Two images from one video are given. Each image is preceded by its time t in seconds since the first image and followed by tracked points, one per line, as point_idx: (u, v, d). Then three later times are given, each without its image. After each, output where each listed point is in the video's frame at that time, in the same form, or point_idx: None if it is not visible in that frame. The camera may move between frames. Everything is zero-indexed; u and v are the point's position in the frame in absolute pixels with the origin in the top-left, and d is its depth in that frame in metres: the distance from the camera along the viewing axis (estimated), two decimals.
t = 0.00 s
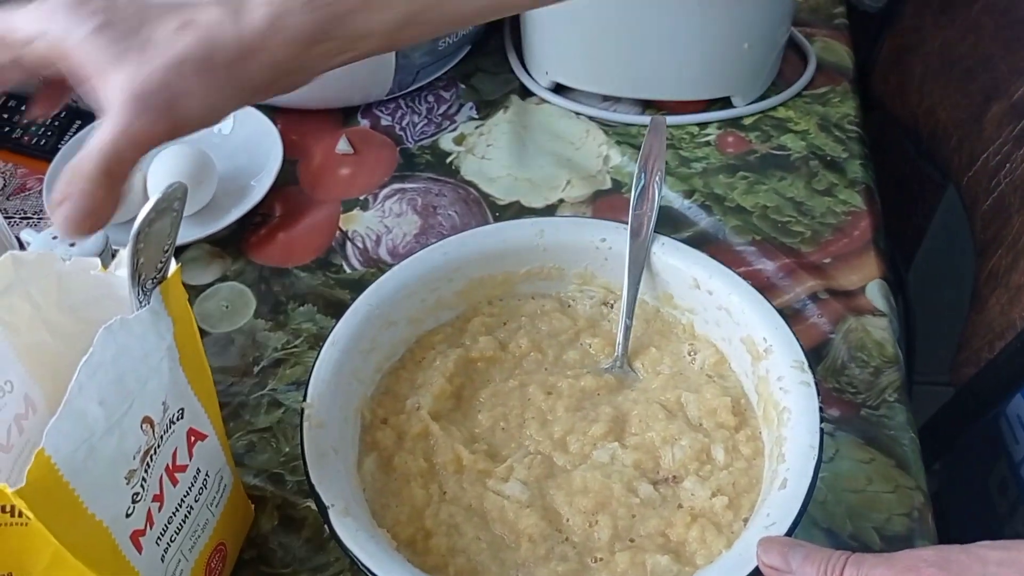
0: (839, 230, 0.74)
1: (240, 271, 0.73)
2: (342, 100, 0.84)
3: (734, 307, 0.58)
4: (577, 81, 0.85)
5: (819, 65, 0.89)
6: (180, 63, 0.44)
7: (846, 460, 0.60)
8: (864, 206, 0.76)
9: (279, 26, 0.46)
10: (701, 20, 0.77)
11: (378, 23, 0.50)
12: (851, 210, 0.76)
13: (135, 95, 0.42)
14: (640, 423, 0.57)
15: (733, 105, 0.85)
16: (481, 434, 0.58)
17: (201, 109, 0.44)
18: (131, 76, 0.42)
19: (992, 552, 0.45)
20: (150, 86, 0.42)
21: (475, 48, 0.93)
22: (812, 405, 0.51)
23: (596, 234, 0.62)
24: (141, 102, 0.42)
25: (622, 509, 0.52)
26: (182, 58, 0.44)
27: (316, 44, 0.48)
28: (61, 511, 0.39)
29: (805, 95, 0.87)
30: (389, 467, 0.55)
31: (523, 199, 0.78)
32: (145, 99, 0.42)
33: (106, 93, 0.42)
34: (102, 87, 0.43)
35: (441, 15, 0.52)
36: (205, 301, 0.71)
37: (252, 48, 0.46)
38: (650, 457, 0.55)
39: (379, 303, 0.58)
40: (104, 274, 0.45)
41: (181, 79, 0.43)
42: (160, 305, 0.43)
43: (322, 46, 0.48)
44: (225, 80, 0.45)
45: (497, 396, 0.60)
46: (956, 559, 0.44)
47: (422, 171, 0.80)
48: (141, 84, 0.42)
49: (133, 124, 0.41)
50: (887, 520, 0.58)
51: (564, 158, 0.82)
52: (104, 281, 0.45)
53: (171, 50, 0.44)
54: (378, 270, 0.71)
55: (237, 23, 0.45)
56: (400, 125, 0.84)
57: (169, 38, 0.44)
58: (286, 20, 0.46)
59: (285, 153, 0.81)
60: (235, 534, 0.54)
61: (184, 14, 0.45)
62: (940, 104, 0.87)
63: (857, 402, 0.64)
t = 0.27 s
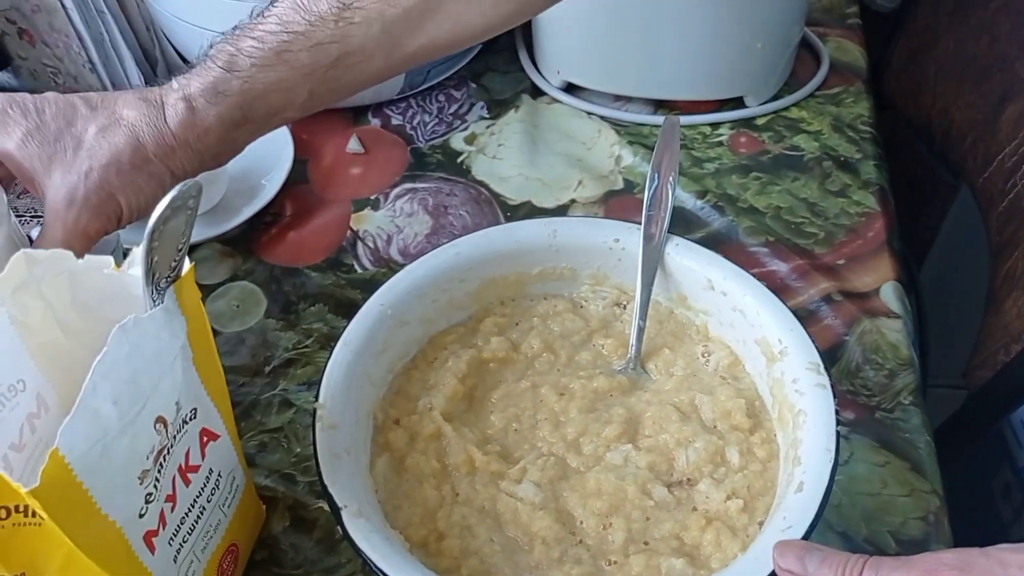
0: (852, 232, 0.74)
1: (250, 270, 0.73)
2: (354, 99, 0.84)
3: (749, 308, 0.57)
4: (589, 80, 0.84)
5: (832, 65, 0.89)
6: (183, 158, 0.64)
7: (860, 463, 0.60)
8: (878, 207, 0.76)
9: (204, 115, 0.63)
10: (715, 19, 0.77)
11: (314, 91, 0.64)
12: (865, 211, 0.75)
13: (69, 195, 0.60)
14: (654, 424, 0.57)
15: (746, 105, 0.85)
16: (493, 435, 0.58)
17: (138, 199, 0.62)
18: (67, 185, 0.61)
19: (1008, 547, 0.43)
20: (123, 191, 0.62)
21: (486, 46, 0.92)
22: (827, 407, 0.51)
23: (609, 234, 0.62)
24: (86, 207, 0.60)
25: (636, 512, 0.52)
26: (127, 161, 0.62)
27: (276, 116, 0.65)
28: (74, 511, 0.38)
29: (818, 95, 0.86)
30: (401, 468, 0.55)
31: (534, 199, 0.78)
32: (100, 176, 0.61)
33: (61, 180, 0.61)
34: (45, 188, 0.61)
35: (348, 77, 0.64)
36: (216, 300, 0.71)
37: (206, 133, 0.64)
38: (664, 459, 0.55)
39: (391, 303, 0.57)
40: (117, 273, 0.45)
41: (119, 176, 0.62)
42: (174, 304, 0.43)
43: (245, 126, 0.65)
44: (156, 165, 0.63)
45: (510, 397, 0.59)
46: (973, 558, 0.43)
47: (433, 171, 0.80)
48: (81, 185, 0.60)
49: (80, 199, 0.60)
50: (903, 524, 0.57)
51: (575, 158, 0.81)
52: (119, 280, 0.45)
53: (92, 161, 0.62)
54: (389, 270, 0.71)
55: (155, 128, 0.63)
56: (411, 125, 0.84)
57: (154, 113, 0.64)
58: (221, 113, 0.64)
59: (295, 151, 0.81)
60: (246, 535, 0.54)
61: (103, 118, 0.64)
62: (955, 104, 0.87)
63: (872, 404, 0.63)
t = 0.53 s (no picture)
0: (863, 235, 0.73)
1: (261, 273, 0.73)
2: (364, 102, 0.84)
3: (759, 312, 0.57)
4: (598, 83, 0.84)
5: (842, 67, 0.88)
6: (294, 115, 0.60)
7: (871, 467, 0.60)
8: (889, 210, 0.75)
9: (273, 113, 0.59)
10: (725, 22, 0.76)
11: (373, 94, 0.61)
12: (876, 213, 0.75)
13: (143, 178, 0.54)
14: (664, 428, 0.57)
15: (755, 108, 0.84)
16: (504, 438, 0.58)
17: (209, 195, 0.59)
18: (136, 159, 0.55)
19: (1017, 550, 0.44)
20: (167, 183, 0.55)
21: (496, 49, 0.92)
22: (840, 412, 0.51)
23: (619, 238, 0.62)
24: (157, 183, 0.55)
25: (647, 516, 0.52)
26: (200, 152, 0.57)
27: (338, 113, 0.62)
28: (87, 515, 0.39)
29: (828, 97, 0.86)
30: (412, 472, 0.55)
31: (544, 202, 0.78)
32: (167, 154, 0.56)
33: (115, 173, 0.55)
34: (111, 167, 0.56)
35: (401, 79, 0.62)
36: (227, 303, 0.71)
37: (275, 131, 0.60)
38: (675, 463, 0.55)
39: (402, 307, 0.57)
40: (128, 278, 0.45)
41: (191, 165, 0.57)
42: (186, 309, 0.43)
43: (312, 126, 0.62)
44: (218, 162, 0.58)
45: (520, 400, 0.59)
46: (984, 561, 0.44)
47: (443, 174, 0.80)
48: (147, 161, 0.55)
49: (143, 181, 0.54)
50: (914, 528, 0.57)
51: (584, 161, 0.81)
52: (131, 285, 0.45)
53: (174, 144, 0.57)
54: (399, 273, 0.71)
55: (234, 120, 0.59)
56: (420, 127, 0.84)
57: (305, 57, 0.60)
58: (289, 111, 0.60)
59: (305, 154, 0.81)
60: (257, 538, 0.54)
61: (183, 106, 0.59)
62: (966, 107, 0.86)
63: (883, 408, 0.63)
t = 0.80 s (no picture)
0: (869, 238, 0.73)
1: (267, 276, 0.73)
2: (370, 105, 0.84)
3: (765, 317, 0.57)
4: (604, 86, 0.84)
5: (848, 70, 0.88)
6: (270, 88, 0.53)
7: (877, 472, 0.60)
8: (895, 214, 0.75)
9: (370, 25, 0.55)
10: (729, 25, 0.77)
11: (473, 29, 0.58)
12: (882, 217, 0.75)
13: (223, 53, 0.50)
14: (669, 433, 0.57)
15: (761, 111, 0.84)
16: (509, 443, 0.58)
17: (280, 95, 0.53)
18: (222, 39, 0.51)
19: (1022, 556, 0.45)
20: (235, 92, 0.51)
21: (501, 52, 0.92)
22: (846, 417, 0.51)
23: (625, 242, 0.62)
24: (238, 70, 0.51)
25: (652, 521, 0.52)
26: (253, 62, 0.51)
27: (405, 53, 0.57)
28: (93, 522, 0.39)
29: (834, 100, 0.86)
30: (417, 476, 0.55)
31: (550, 205, 0.78)
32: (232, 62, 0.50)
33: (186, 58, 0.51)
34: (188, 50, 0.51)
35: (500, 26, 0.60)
36: (232, 306, 0.71)
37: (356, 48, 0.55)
38: (680, 468, 0.55)
39: (407, 311, 0.57)
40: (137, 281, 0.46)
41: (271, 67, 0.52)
42: (193, 315, 0.43)
43: (398, 55, 0.57)
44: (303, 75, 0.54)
45: (525, 405, 0.59)
46: (990, 565, 0.45)
47: (449, 177, 0.80)
48: (234, 41, 0.51)
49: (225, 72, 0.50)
50: (920, 533, 0.57)
51: (590, 164, 0.81)
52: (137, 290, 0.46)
53: (258, 31, 0.51)
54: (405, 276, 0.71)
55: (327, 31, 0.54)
56: (426, 130, 0.84)
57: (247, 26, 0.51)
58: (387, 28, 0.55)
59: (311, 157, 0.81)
60: (262, 542, 0.54)
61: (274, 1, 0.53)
62: (972, 109, 0.86)
63: (889, 412, 0.63)
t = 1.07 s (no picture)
0: (863, 237, 0.73)
1: (260, 275, 0.73)
2: (364, 105, 0.84)
3: (757, 315, 0.57)
4: (599, 84, 0.84)
5: (843, 68, 0.88)
6: None
7: (869, 471, 0.60)
8: (889, 212, 0.75)
9: None
10: (725, 24, 0.76)
11: None
12: (876, 215, 0.75)
13: None
14: (661, 431, 0.57)
15: (756, 109, 0.84)
16: (500, 441, 0.58)
17: None
18: None
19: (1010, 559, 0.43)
20: None
21: (497, 50, 0.92)
22: (837, 416, 0.51)
23: (618, 240, 0.62)
24: None
25: (643, 519, 0.52)
26: None
27: None
28: (81, 519, 0.39)
29: (829, 98, 0.86)
30: (408, 474, 0.55)
31: (544, 204, 0.78)
32: None
33: None
34: None
35: None
36: (226, 305, 0.71)
37: None
38: (671, 465, 0.55)
39: (399, 309, 0.57)
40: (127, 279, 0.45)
41: None
42: (181, 312, 0.43)
43: None
44: None
45: (517, 403, 0.59)
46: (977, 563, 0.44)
47: (443, 175, 0.80)
48: None
49: None
50: (912, 531, 0.57)
51: (584, 162, 0.81)
52: (126, 288, 0.45)
53: None
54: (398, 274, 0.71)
55: None
56: (421, 129, 0.84)
57: None
58: None
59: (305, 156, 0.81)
60: (253, 540, 0.54)
61: None
62: (968, 108, 0.86)
63: (881, 411, 0.63)
